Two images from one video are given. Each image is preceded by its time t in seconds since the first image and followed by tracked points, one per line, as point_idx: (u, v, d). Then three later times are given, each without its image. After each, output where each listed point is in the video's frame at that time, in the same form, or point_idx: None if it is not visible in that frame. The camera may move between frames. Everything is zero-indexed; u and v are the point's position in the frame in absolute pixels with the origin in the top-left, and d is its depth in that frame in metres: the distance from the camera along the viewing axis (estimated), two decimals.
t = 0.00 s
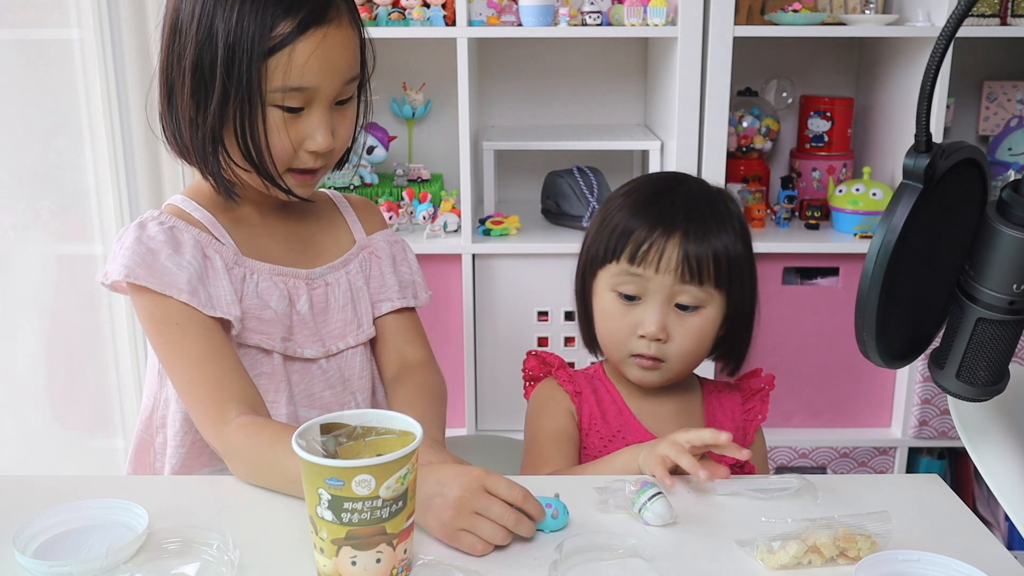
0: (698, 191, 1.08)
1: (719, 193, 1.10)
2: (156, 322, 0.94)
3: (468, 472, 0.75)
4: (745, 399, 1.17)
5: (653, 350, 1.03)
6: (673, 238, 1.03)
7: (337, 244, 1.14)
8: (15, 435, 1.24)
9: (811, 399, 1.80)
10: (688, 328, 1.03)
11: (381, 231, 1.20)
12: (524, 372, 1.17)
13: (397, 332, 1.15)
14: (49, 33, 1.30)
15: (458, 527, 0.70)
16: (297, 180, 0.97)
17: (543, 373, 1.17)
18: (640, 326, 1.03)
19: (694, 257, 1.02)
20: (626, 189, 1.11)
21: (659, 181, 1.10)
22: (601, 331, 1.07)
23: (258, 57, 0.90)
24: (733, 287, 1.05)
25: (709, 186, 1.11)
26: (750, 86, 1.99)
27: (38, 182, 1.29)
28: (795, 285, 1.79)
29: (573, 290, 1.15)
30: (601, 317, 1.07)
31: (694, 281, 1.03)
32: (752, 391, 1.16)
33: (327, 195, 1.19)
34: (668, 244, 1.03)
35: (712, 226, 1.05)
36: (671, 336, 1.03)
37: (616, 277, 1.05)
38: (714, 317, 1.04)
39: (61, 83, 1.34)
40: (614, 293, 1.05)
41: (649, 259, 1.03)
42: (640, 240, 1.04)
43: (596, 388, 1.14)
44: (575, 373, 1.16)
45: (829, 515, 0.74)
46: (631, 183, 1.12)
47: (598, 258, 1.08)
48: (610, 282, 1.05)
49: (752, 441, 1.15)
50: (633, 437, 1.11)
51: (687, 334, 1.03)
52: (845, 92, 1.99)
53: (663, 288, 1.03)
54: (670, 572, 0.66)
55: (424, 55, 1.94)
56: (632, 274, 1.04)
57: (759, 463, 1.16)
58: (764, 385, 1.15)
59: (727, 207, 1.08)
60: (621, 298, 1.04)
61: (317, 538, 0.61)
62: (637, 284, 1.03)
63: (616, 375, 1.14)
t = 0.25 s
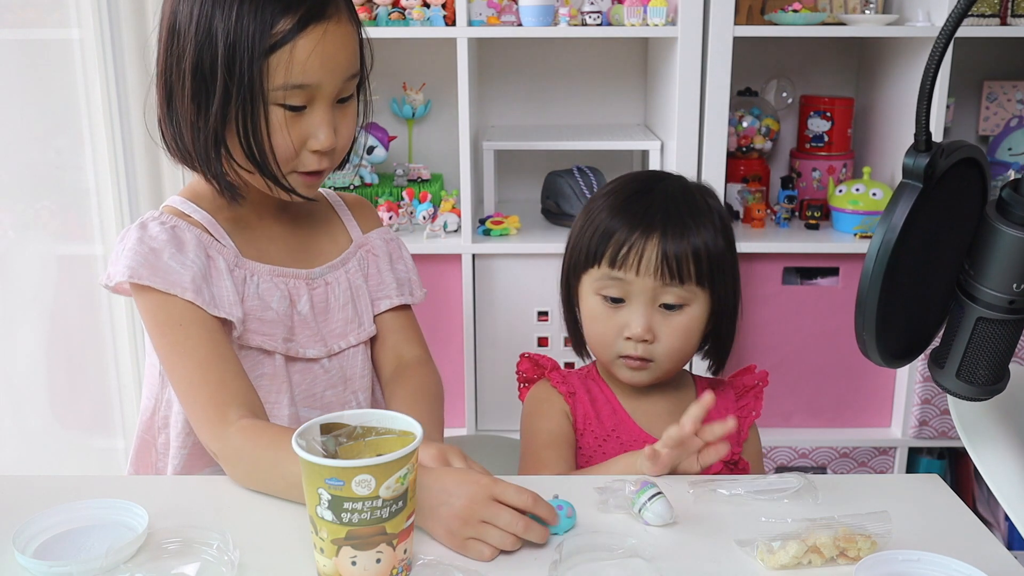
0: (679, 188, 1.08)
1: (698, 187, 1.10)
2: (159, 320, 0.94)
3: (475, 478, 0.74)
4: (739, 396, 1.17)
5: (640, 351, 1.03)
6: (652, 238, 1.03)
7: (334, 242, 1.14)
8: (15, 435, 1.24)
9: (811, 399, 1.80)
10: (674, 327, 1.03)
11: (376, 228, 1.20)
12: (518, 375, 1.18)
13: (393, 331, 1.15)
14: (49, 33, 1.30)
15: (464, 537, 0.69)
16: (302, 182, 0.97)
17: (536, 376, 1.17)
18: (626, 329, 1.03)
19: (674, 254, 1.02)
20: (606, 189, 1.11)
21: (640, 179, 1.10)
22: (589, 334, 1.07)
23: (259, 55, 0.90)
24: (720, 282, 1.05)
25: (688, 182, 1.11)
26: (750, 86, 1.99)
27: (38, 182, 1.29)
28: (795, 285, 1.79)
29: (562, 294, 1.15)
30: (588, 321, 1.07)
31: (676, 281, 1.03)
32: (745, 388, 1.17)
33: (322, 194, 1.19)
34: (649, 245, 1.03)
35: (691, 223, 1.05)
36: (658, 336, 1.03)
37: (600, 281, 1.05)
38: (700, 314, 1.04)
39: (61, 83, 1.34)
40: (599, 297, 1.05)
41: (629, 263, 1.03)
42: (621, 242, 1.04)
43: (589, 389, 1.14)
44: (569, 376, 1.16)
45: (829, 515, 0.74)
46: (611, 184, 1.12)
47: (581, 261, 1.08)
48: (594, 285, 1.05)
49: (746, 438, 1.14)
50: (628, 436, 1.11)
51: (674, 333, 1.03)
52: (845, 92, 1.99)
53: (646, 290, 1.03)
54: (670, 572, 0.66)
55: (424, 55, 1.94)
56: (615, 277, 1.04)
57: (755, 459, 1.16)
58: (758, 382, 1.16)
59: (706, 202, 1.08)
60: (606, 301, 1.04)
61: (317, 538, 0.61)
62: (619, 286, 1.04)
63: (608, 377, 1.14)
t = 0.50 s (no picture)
0: (666, 188, 1.09)
1: (685, 186, 1.10)
2: (161, 321, 0.93)
3: (479, 480, 0.74)
4: (729, 392, 1.17)
5: (631, 350, 1.03)
6: (640, 238, 1.03)
7: (327, 242, 1.14)
8: (16, 435, 1.24)
9: (811, 399, 1.80)
10: (664, 326, 1.03)
11: (365, 227, 1.21)
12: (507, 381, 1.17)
13: (384, 329, 1.16)
14: (49, 33, 1.30)
15: (468, 539, 0.69)
16: (305, 171, 0.97)
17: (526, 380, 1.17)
18: (616, 328, 1.03)
19: (662, 254, 1.02)
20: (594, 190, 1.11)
21: (628, 179, 1.10)
22: (579, 335, 1.07)
23: (263, 44, 0.90)
24: (710, 280, 1.06)
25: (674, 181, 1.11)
26: (750, 86, 1.99)
27: (38, 182, 1.29)
28: (795, 285, 1.79)
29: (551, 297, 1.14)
30: (578, 322, 1.07)
31: (666, 279, 1.03)
32: (737, 384, 1.17)
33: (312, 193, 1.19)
34: (637, 245, 1.03)
35: (678, 222, 1.05)
36: (647, 335, 1.03)
37: (589, 281, 1.05)
38: (690, 313, 1.04)
39: (61, 83, 1.34)
40: (589, 297, 1.05)
41: (618, 263, 1.03)
42: (610, 242, 1.04)
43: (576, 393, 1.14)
44: (556, 380, 1.15)
45: (829, 515, 0.74)
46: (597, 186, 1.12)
47: (570, 263, 1.08)
48: (583, 286, 1.05)
49: (740, 433, 1.15)
50: (616, 437, 1.11)
51: (663, 332, 1.03)
52: (845, 92, 1.99)
53: (635, 290, 1.03)
54: (670, 572, 0.66)
55: (424, 55, 1.94)
56: (604, 278, 1.04)
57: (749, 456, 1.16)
58: (749, 379, 1.16)
59: (694, 200, 1.08)
60: (595, 302, 1.04)
61: (317, 538, 0.61)
62: (608, 286, 1.03)
63: (598, 377, 1.14)
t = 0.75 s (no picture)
0: (657, 185, 1.08)
1: (677, 184, 1.10)
2: (153, 323, 0.93)
3: (478, 480, 0.74)
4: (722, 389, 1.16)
5: (622, 348, 1.04)
6: (630, 236, 1.03)
7: (313, 239, 1.14)
8: (15, 435, 1.24)
9: (811, 399, 1.80)
10: (654, 323, 1.03)
11: (351, 224, 1.21)
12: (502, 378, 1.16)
13: (374, 323, 1.16)
14: (49, 33, 1.30)
15: (480, 537, 0.69)
16: (296, 170, 0.97)
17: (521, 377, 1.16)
18: (607, 326, 1.03)
19: (653, 251, 1.02)
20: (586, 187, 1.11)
21: (619, 177, 1.10)
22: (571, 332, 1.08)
23: (262, 42, 0.90)
24: (702, 277, 1.05)
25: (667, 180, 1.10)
26: (750, 86, 1.99)
27: (38, 182, 1.28)
28: (795, 285, 1.79)
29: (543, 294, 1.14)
30: (570, 319, 1.07)
31: (657, 279, 1.03)
32: (730, 382, 1.15)
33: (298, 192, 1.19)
34: (627, 243, 1.03)
35: (669, 219, 1.05)
36: (638, 333, 1.03)
37: (580, 279, 1.05)
38: (681, 311, 1.04)
39: (60, 83, 1.34)
40: (580, 295, 1.05)
41: (608, 261, 1.03)
42: (601, 240, 1.04)
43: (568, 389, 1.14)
44: (549, 376, 1.16)
45: (829, 515, 0.74)
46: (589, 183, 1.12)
47: (562, 261, 1.08)
48: (574, 284, 1.06)
49: (730, 431, 1.15)
50: (609, 432, 1.11)
51: (654, 329, 1.03)
52: (845, 92, 1.99)
53: (626, 288, 1.03)
54: (670, 572, 0.66)
55: (424, 55, 1.94)
56: (595, 276, 1.04)
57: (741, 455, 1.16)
58: (743, 377, 1.15)
59: (686, 199, 1.08)
60: (587, 300, 1.05)
61: (317, 538, 0.61)
62: (599, 284, 1.04)
63: (589, 372, 1.14)
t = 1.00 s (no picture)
0: (652, 184, 1.09)
1: (672, 183, 1.10)
2: (149, 327, 0.93)
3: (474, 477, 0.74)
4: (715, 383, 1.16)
5: (622, 346, 1.04)
6: (631, 235, 1.03)
7: (305, 238, 1.15)
8: (16, 436, 1.24)
9: (811, 399, 1.80)
10: (654, 322, 1.03)
11: (342, 221, 1.22)
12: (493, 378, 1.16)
13: (366, 322, 1.16)
14: (49, 33, 1.30)
15: (489, 530, 0.69)
16: (290, 166, 0.97)
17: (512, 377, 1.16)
18: (607, 325, 1.03)
19: (654, 251, 1.02)
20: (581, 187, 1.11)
21: (614, 177, 1.10)
22: (569, 331, 1.07)
23: (257, 38, 0.90)
24: (699, 276, 1.06)
25: (659, 178, 1.11)
26: (750, 86, 1.99)
27: (38, 183, 1.28)
28: (796, 285, 1.79)
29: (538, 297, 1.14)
30: (569, 319, 1.07)
31: (656, 277, 1.03)
32: (721, 376, 1.16)
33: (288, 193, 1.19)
34: (629, 242, 1.03)
35: (667, 218, 1.05)
36: (637, 332, 1.03)
37: (580, 279, 1.05)
38: (680, 309, 1.05)
39: (60, 83, 1.34)
40: (579, 294, 1.05)
41: (610, 260, 1.03)
42: (603, 240, 1.04)
43: (562, 387, 1.14)
44: (541, 375, 1.16)
45: (829, 515, 0.74)
46: (582, 183, 1.12)
47: (561, 261, 1.07)
48: (574, 283, 1.05)
49: (724, 424, 1.14)
50: (601, 430, 1.11)
51: (653, 328, 1.04)
52: (845, 92, 1.99)
53: (626, 287, 1.03)
54: (670, 572, 0.66)
55: (424, 55, 1.94)
56: (595, 276, 1.04)
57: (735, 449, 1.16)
58: (734, 370, 1.16)
59: (679, 196, 1.08)
60: (586, 299, 1.04)
61: (317, 538, 0.61)
62: (599, 283, 1.03)
63: (587, 371, 1.14)
